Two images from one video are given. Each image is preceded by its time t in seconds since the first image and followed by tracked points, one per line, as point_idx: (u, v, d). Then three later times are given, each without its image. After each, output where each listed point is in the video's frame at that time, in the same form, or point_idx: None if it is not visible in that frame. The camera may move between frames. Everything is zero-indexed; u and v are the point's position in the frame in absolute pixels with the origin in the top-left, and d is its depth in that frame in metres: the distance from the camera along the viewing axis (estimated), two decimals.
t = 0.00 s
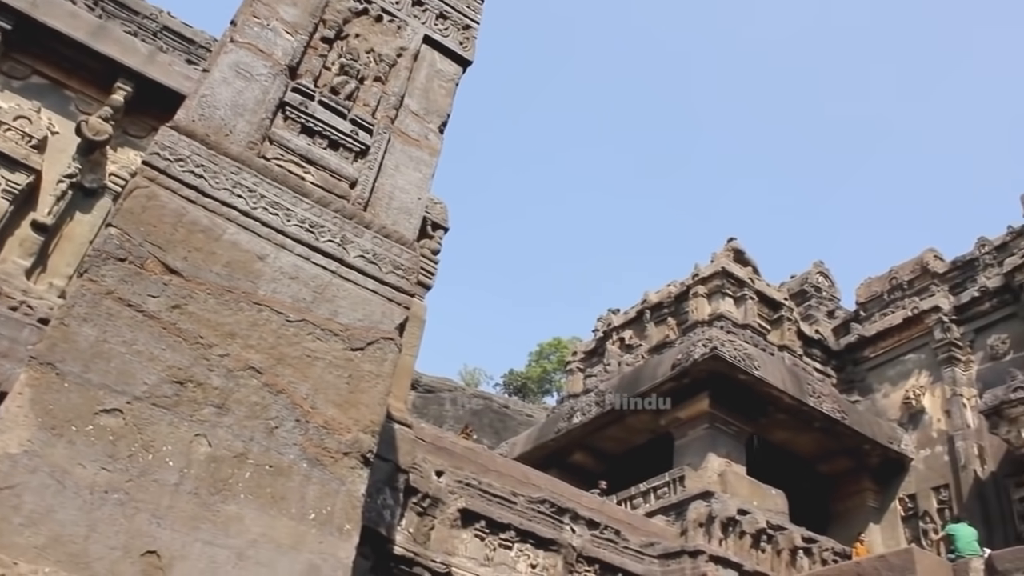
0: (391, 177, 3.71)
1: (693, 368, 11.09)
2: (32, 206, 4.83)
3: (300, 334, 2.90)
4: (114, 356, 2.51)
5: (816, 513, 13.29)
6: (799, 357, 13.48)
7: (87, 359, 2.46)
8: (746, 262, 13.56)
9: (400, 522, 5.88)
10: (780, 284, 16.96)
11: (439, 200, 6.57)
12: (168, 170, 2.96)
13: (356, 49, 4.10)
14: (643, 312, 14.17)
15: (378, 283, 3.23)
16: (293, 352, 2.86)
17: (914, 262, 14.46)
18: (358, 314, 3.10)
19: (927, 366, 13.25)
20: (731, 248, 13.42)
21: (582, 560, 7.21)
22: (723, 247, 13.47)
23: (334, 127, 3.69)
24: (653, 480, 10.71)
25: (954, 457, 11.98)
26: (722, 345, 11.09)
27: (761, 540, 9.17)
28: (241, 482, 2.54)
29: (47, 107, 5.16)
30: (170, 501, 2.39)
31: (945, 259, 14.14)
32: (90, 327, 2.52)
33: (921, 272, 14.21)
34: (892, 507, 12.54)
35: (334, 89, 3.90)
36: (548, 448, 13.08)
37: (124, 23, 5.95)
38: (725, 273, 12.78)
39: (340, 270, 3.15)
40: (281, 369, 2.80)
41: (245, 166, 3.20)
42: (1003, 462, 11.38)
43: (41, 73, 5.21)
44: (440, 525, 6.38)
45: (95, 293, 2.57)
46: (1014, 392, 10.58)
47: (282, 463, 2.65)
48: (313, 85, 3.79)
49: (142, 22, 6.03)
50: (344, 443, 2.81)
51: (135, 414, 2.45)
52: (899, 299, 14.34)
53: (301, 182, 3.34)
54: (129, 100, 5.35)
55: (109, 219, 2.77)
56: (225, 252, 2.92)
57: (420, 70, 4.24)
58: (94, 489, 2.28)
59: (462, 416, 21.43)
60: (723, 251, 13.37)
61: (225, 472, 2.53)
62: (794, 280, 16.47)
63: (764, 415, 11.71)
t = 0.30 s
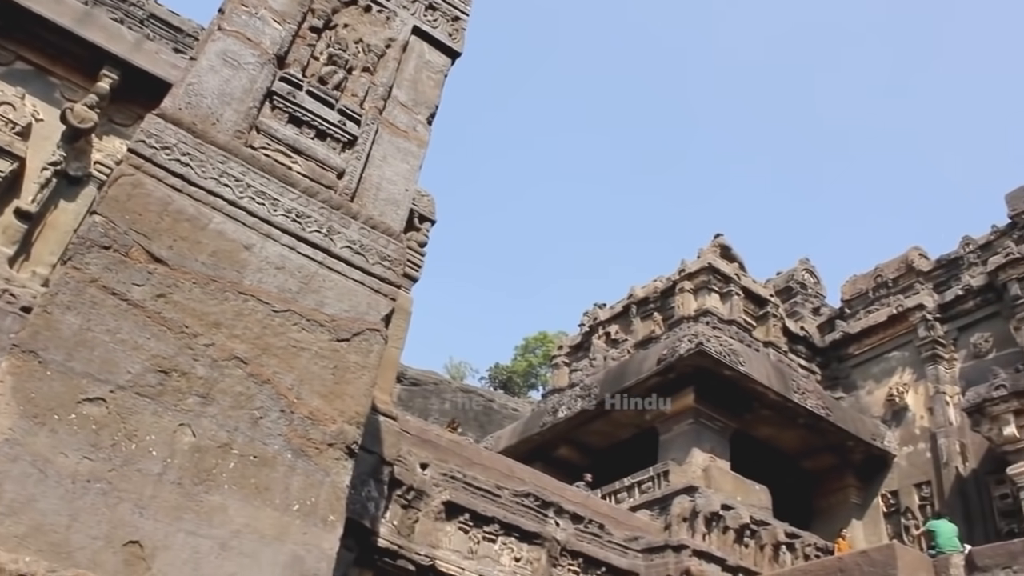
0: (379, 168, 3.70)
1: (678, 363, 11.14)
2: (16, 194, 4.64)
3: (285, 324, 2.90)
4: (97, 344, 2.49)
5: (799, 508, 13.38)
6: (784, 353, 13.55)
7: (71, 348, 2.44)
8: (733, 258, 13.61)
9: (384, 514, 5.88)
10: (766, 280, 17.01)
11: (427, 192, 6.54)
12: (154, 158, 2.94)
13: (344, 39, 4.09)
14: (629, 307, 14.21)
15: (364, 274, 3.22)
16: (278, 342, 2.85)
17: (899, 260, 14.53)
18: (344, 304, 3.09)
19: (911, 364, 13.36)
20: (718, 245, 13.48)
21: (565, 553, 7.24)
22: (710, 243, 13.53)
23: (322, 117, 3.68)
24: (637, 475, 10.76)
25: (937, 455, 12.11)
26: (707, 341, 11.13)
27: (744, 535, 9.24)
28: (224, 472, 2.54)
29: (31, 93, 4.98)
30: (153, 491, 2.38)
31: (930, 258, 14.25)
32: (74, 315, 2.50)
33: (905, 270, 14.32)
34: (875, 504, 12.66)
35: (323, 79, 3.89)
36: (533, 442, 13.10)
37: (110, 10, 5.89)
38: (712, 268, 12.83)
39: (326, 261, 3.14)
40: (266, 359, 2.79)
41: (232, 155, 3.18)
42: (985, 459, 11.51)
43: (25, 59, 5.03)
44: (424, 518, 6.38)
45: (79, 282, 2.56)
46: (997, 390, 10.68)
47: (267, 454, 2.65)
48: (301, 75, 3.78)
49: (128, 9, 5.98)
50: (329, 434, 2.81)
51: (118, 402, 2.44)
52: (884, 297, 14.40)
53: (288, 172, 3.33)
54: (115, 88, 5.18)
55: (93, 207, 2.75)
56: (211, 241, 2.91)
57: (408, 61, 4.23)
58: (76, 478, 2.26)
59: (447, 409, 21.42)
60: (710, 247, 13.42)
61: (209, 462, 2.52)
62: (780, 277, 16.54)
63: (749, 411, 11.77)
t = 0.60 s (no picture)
0: (368, 157, 3.69)
1: (664, 358, 11.18)
2: None
3: (271, 312, 2.89)
4: (81, 330, 2.48)
5: (782, 504, 13.48)
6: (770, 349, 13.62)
7: (54, 333, 2.43)
8: (720, 254, 13.67)
9: (368, 505, 5.88)
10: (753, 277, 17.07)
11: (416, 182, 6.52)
12: (141, 143, 2.92)
13: (335, 28, 4.07)
14: (616, 301, 14.25)
15: (351, 263, 3.22)
16: (264, 331, 2.84)
17: (886, 259, 14.62)
18: (330, 294, 3.09)
19: (895, 362, 13.48)
20: (705, 240, 13.52)
21: (549, 546, 7.27)
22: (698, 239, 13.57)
23: (311, 105, 3.66)
24: (621, 469, 10.82)
25: (919, 453, 12.23)
26: (694, 336, 11.16)
27: (727, 530, 9.30)
28: (208, 460, 2.53)
29: (16, 77, 4.89)
30: (136, 477, 2.37)
31: (916, 257, 14.35)
32: (58, 300, 2.49)
33: (892, 269, 14.41)
34: (857, 501, 12.77)
35: (312, 67, 3.87)
36: (518, 435, 13.14)
37: None
38: (699, 264, 12.87)
39: (313, 250, 3.14)
40: (251, 347, 2.78)
41: (220, 142, 3.17)
42: (966, 457, 11.63)
43: (11, 41, 4.93)
44: (408, 508, 6.40)
45: (63, 267, 2.54)
46: (980, 389, 10.84)
47: (250, 442, 2.65)
48: (290, 63, 3.76)
49: None
50: (314, 423, 2.81)
51: (102, 388, 2.43)
52: (870, 295, 14.48)
53: (276, 160, 3.32)
54: (102, 73, 5.11)
55: (79, 191, 2.73)
56: (198, 228, 2.90)
57: (399, 50, 4.21)
58: (58, 464, 2.26)
59: (432, 400, 21.43)
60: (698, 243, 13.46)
61: (192, 449, 2.52)
62: (767, 273, 16.61)
63: (734, 406, 11.84)
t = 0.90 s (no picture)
0: (354, 146, 3.68)
1: (646, 354, 11.23)
2: None
3: (253, 300, 2.88)
4: (60, 313, 2.46)
5: (760, 502, 13.58)
6: (752, 348, 13.70)
7: (32, 315, 2.41)
8: (704, 252, 13.74)
9: (346, 495, 5.87)
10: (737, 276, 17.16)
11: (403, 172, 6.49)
12: (126, 126, 2.90)
13: (324, 15, 4.05)
14: (599, 297, 14.29)
15: (335, 252, 3.21)
16: (246, 318, 2.83)
17: (868, 261, 14.74)
18: (313, 282, 3.08)
19: (875, 364, 13.61)
20: (690, 238, 13.58)
21: (527, 539, 7.30)
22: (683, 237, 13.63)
23: (298, 92, 3.64)
24: (601, 464, 10.86)
25: (897, 454, 12.37)
26: (676, 333, 11.21)
27: (705, 527, 9.36)
28: (186, 446, 2.52)
29: None
30: (113, 462, 2.36)
31: (899, 260, 14.48)
32: (37, 283, 2.47)
33: (874, 271, 14.53)
34: (834, 500, 12.89)
35: (301, 54, 3.85)
36: (498, 428, 13.17)
37: None
38: (683, 261, 12.92)
39: (297, 238, 3.13)
40: (232, 334, 2.77)
41: (205, 127, 3.15)
42: (943, 460, 11.76)
43: None
44: (387, 499, 6.41)
45: (43, 249, 2.52)
46: (957, 392, 11.00)
47: (230, 429, 2.64)
48: (279, 49, 3.74)
49: None
50: (294, 412, 2.81)
51: (80, 371, 2.42)
52: (852, 296, 14.60)
53: (262, 146, 3.30)
54: (87, 56, 4.62)
55: (61, 172, 2.70)
56: (180, 213, 2.88)
57: (388, 40, 4.20)
58: (35, 448, 2.24)
59: (414, 392, 21.43)
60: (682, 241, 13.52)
61: (171, 435, 2.51)
62: (751, 272, 16.70)
63: (714, 404, 11.91)
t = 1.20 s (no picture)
0: (338, 134, 3.67)
1: (626, 350, 11.28)
2: None
3: (233, 287, 2.87)
4: (36, 296, 2.44)
5: (735, 500, 13.70)
6: (731, 347, 13.79)
7: (8, 297, 2.38)
8: (686, 250, 13.81)
9: (323, 485, 5.87)
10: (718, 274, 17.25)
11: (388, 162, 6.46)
12: (107, 109, 2.88)
13: (311, 2, 4.03)
14: (581, 292, 14.33)
15: (317, 241, 3.20)
16: (225, 304, 2.82)
17: (848, 263, 14.88)
18: (294, 270, 3.07)
19: (852, 365, 13.75)
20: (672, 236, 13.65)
21: (503, 532, 7.32)
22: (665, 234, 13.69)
23: (283, 80, 3.63)
24: (578, 459, 10.91)
25: (872, 455, 12.53)
26: (656, 330, 11.26)
27: (680, 524, 9.43)
28: (162, 432, 2.52)
29: None
30: (87, 447, 2.35)
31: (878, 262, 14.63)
32: (14, 265, 2.44)
33: (854, 273, 14.67)
34: (809, 500, 13.02)
35: (287, 41, 3.83)
36: (477, 421, 13.20)
37: None
38: (665, 259, 12.98)
39: (279, 225, 3.11)
40: (211, 321, 2.76)
41: (189, 112, 3.13)
42: (917, 461, 11.94)
43: None
44: (364, 490, 6.42)
45: (21, 231, 2.50)
46: (933, 394, 11.10)
47: (206, 417, 2.63)
48: (264, 35, 3.72)
49: None
50: (271, 400, 2.80)
51: (56, 355, 2.40)
52: (832, 297, 14.73)
53: (245, 133, 3.29)
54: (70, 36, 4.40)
55: (41, 153, 2.68)
56: (162, 198, 2.86)
57: (375, 29, 4.19)
58: (8, 431, 2.22)
59: (393, 383, 21.39)
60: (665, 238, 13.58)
61: (147, 421, 2.49)
62: (732, 271, 16.79)
63: (693, 402, 11.99)
